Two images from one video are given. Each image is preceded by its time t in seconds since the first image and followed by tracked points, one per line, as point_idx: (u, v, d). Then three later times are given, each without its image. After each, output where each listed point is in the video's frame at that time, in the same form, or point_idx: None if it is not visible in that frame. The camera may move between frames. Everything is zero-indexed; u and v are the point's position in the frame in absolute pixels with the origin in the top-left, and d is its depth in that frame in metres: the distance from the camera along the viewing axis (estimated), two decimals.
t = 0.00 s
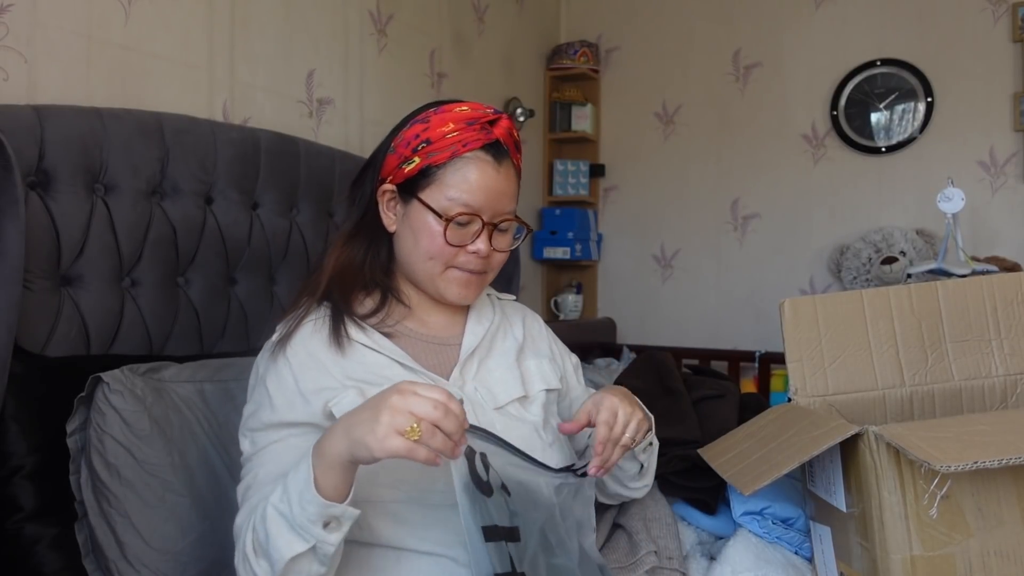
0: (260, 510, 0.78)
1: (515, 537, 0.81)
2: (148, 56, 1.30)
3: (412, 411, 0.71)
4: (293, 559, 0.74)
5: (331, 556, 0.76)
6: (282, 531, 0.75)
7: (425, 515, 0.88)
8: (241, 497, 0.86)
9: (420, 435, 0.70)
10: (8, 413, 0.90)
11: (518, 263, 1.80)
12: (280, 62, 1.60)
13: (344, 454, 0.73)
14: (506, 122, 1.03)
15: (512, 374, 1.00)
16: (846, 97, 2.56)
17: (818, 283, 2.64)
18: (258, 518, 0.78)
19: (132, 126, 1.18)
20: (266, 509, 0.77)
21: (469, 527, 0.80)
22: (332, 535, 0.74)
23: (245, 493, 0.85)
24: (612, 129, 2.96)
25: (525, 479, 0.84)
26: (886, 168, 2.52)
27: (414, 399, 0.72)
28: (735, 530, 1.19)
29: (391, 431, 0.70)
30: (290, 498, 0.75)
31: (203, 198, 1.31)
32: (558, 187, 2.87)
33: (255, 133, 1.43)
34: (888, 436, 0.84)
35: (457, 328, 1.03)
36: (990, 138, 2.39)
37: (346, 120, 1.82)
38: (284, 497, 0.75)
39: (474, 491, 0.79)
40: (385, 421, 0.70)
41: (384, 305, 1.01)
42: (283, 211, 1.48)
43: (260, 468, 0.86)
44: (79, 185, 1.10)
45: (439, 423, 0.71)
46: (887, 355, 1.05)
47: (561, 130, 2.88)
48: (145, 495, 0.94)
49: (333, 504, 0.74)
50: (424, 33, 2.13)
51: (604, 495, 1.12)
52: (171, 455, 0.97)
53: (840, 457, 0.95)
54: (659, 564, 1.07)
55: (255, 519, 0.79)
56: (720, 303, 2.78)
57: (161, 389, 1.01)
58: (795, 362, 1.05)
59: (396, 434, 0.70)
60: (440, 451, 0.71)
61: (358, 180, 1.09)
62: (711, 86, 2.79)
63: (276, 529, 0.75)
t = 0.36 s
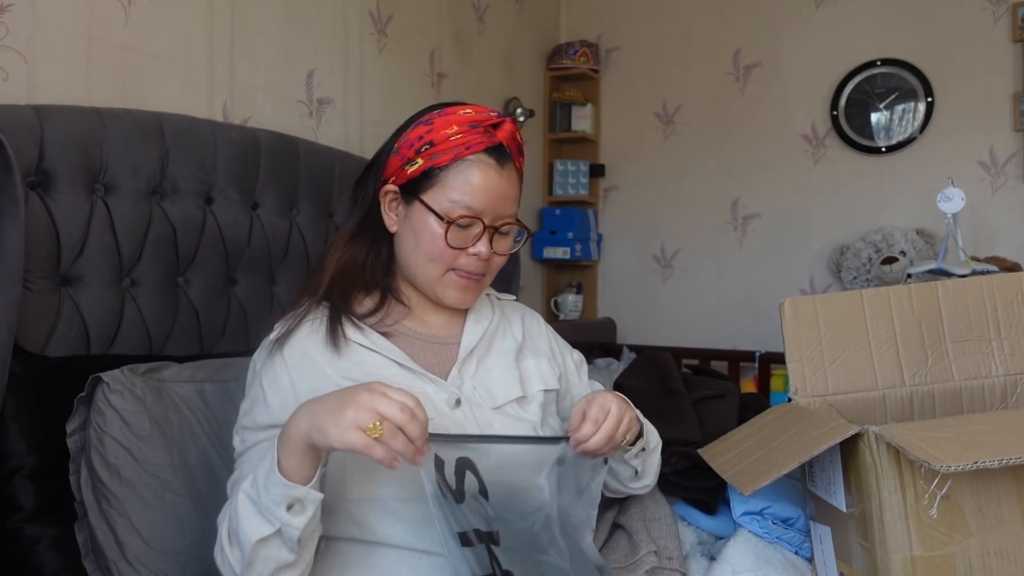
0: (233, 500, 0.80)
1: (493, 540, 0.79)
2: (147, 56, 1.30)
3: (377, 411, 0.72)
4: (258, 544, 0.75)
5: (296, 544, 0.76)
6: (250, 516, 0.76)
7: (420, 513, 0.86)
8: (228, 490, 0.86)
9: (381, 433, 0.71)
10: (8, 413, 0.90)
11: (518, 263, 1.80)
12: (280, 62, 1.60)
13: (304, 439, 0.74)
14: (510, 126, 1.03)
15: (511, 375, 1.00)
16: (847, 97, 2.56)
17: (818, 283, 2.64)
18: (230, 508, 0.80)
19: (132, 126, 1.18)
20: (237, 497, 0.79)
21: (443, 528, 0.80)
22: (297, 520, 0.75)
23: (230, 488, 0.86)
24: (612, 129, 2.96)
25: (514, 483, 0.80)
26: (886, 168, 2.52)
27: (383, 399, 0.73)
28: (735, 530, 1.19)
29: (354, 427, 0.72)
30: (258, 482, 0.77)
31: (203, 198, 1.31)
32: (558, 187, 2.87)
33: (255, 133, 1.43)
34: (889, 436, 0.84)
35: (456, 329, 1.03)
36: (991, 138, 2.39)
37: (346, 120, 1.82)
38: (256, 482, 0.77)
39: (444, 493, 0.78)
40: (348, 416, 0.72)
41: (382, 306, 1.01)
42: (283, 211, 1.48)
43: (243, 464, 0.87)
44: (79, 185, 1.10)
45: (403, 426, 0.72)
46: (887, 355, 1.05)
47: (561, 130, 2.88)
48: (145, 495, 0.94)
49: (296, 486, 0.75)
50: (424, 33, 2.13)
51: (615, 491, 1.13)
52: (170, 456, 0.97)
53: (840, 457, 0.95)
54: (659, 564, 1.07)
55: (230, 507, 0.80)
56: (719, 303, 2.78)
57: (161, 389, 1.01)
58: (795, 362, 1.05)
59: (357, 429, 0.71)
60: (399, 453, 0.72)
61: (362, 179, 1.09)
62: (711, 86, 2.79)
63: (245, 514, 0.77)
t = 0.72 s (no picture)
0: (296, 452, 0.74)
1: (517, 545, 0.70)
2: (147, 56, 1.30)
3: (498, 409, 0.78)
4: (327, 513, 0.70)
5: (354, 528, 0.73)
6: (335, 473, 0.71)
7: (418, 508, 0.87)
8: (224, 447, 0.78)
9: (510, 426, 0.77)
10: (8, 413, 0.89)
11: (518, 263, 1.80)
12: (280, 63, 1.61)
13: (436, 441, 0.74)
14: (502, 122, 1.03)
15: (507, 372, 1.00)
16: (847, 97, 2.56)
17: (818, 283, 2.64)
18: (286, 458, 0.73)
19: (132, 126, 1.18)
20: (314, 450, 0.74)
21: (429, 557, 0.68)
22: (384, 498, 0.72)
23: (234, 443, 0.78)
24: (612, 129, 2.96)
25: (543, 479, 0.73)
26: (886, 168, 2.52)
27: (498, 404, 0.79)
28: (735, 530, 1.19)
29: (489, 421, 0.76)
30: (355, 456, 0.72)
31: (203, 198, 1.31)
32: (558, 187, 2.87)
33: (255, 133, 1.43)
34: (889, 437, 0.84)
35: (453, 326, 1.03)
36: (991, 138, 2.38)
37: (347, 120, 1.82)
38: (353, 456, 0.72)
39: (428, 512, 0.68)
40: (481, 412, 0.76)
41: (381, 302, 1.01)
42: (284, 211, 1.48)
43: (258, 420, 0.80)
44: (79, 185, 1.10)
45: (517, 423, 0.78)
46: (887, 356, 1.05)
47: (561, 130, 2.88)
48: (145, 495, 0.93)
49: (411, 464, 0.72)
50: (424, 33, 2.13)
51: (621, 501, 1.07)
52: (170, 456, 0.97)
53: (840, 457, 0.95)
54: (659, 564, 1.07)
55: (267, 467, 0.73)
56: (719, 303, 2.78)
57: (161, 389, 1.01)
58: (794, 362, 1.05)
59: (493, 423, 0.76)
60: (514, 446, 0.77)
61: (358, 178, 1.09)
62: (711, 86, 2.79)
63: (326, 473, 0.72)
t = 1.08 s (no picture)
0: (291, 461, 0.69)
1: None
2: (147, 56, 1.30)
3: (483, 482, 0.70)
4: (295, 545, 0.65)
5: None
6: (320, 507, 0.66)
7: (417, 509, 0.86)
8: (221, 417, 0.74)
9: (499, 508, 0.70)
10: (7, 412, 0.90)
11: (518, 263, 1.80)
12: (280, 63, 1.61)
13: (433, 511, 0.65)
14: (501, 117, 1.03)
15: (512, 371, 0.99)
16: (847, 97, 2.56)
17: (818, 283, 2.64)
18: (278, 464, 0.68)
19: (132, 126, 1.18)
20: (313, 471, 0.68)
21: None
22: (355, 560, 0.66)
23: (230, 417, 0.73)
24: (612, 129, 2.96)
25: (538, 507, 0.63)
26: (886, 168, 2.52)
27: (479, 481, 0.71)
28: (735, 530, 1.19)
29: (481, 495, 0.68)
30: (352, 496, 0.66)
31: (203, 197, 1.31)
32: (558, 187, 2.87)
33: (255, 133, 1.43)
34: (889, 436, 0.84)
35: (456, 323, 1.03)
36: (991, 138, 2.38)
37: (347, 120, 1.82)
38: (352, 496, 0.66)
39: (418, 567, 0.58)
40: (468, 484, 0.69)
41: (384, 299, 1.01)
42: (284, 211, 1.48)
43: (261, 406, 0.76)
44: (79, 185, 1.10)
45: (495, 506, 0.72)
46: (887, 356, 1.05)
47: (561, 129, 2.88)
48: (144, 495, 0.93)
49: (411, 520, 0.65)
50: (424, 33, 2.13)
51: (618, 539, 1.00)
52: (170, 456, 0.96)
53: (841, 457, 0.95)
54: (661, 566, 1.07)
55: (261, 451, 0.69)
56: (719, 303, 2.78)
57: (161, 389, 1.00)
58: (795, 362, 1.05)
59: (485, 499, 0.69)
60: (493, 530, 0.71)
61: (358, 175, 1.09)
62: (711, 86, 2.79)
63: (314, 502, 0.66)
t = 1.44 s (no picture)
0: (315, 477, 0.72)
1: None
2: (147, 56, 1.30)
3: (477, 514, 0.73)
4: (325, 555, 0.68)
5: None
6: (346, 518, 0.69)
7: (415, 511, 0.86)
8: (228, 434, 0.74)
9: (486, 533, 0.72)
10: (7, 413, 0.90)
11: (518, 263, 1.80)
12: (280, 63, 1.61)
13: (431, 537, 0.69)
14: (495, 116, 1.03)
15: (508, 371, 0.99)
16: (847, 97, 2.56)
17: (818, 283, 2.64)
18: (304, 481, 0.71)
19: (132, 126, 1.18)
20: (336, 486, 0.71)
21: None
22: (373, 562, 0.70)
23: (237, 434, 0.74)
24: (612, 129, 2.96)
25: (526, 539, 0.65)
26: (886, 168, 2.52)
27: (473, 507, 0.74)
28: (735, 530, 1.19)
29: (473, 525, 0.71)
30: (375, 508, 0.71)
31: (203, 197, 1.31)
32: (558, 187, 2.87)
33: (255, 133, 1.43)
34: (889, 436, 0.84)
35: (451, 326, 1.03)
36: (991, 138, 2.38)
37: (347, 119, 1.82)
38: (373, 504, 0.71)
39: None
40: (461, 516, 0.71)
41: (380, 302, 1.01)
42: (284, 211, 1.48)
43: (268, 417, 0.77)
44: (78, 184, 1.10)
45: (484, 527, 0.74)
46: (887, 356, 1.05)
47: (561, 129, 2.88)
48: (144, 495, 0.93)
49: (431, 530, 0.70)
50: (424, 33, 2.12)
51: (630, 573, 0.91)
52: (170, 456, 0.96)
53: (841, 457, 0.95)
54: (660, 567, 1.07)
55: (277, 472, 0.71)
56: (719, 303, 2.78)
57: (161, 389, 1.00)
58: (795, 362, 1.05)
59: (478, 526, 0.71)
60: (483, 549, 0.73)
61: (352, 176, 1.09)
62: (711, 86, 2.79)
63: (341, 515, 0.69)
